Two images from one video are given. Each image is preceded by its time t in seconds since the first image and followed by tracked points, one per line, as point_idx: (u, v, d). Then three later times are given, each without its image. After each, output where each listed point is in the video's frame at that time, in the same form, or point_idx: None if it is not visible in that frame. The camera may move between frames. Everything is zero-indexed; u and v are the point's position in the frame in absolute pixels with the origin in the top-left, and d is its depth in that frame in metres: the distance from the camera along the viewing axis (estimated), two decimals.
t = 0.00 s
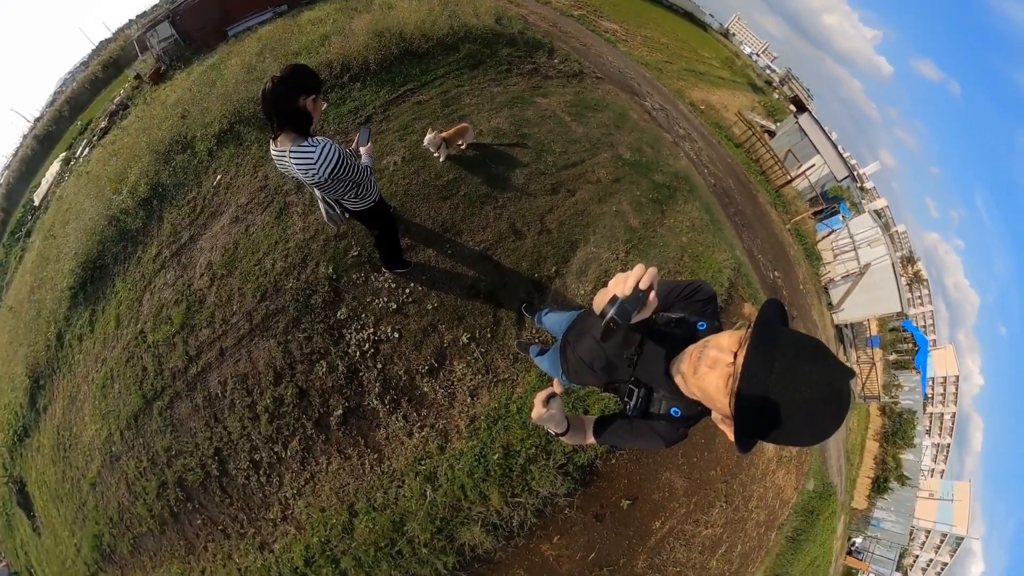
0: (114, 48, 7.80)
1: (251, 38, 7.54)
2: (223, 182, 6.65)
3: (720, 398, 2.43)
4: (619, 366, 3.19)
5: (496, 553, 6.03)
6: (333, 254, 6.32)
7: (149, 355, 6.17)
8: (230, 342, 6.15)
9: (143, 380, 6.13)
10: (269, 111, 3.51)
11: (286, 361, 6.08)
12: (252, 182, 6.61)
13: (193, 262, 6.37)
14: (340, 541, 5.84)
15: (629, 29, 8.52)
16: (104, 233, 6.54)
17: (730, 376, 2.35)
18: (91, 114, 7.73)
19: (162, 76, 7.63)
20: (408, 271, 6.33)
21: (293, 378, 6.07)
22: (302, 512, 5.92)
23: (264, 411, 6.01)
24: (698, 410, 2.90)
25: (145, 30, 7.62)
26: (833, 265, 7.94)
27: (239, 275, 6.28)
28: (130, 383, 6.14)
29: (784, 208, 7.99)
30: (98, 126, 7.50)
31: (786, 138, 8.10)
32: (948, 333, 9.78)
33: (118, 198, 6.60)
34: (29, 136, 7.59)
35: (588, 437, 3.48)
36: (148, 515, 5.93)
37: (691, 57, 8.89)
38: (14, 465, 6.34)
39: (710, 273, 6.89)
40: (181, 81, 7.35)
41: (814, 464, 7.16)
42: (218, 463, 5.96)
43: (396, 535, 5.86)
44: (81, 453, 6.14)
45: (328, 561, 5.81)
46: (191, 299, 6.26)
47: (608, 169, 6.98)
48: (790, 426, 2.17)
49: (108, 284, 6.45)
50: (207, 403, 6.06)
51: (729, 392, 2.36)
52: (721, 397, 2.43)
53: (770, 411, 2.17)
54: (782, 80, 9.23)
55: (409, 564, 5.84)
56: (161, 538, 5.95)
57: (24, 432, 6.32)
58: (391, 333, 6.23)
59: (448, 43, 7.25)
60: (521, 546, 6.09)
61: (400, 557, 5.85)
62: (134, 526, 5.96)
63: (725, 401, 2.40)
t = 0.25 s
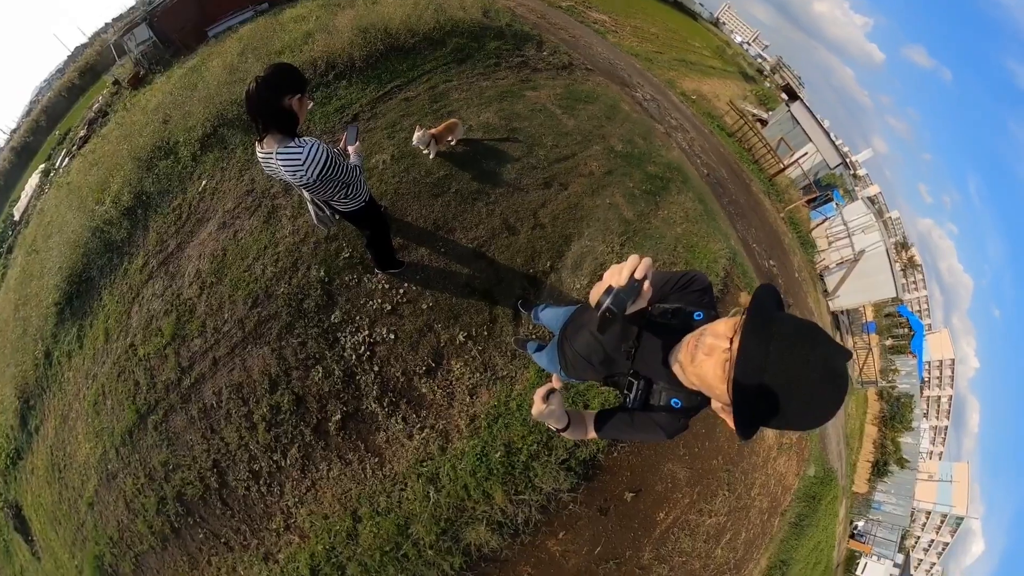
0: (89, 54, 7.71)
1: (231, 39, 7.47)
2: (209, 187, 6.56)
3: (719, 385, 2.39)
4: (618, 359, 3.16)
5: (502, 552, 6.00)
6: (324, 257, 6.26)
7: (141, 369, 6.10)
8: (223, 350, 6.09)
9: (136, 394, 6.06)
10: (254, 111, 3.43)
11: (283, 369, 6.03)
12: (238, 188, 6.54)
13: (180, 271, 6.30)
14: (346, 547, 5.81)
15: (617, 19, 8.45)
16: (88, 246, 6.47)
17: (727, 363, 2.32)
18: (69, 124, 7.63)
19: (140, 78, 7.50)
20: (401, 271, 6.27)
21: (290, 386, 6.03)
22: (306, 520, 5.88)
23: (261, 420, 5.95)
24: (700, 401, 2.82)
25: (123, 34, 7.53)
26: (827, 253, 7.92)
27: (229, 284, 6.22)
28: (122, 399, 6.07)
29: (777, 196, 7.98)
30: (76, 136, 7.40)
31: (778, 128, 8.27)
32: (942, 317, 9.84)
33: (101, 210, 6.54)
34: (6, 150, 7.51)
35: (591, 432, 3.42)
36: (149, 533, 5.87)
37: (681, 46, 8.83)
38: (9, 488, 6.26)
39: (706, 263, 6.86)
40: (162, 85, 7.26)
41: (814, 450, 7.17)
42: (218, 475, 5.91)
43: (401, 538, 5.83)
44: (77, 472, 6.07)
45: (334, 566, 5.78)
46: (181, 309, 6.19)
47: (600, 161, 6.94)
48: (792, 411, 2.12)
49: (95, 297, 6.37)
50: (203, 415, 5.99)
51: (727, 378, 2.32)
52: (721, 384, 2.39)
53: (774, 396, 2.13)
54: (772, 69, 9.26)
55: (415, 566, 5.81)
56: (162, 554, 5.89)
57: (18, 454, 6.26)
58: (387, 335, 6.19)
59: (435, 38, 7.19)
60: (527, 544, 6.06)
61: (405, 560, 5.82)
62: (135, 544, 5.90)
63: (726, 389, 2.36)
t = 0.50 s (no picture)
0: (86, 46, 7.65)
1: (229, 29, 7.38)
2: (206, 181, 6.49)
3: (713, 387, 2.32)
4: (617, 363, 3.07)
5: (499, 552, 5.97)
6: (323, 251, 6.19)
7: (139, 364, 6.06)
8: (221, 345, 6.04)
9: (134, 390, 6.03)
10: (248, 104, 3.33)
11: (280, 366, 5.98)
12: (236, 181, 6.46)
13: (178, 266, 6.24)
14: (344, 544, 5.78)
15: (623, 11, 8.31)
16: (85, 240, 6.42)
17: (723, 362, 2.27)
18: (65, 116, 7.57)
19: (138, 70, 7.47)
20: (400, 267, 6.21)
21: (289, 382, 5.98)
22: (304, 516, 5.84)
23: (259, 416, 5.91)
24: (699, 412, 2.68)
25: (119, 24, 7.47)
26: (833, 254, 7.83)
27: (226, 279, 6.15)
28: (120, 394, 6.04)
29: (784, 194, 7.86)
30: (73, 128, 7.34)
31: (786, 125, 8.06)
32: (947, 321, 9.72)
33: (98, 203, 6.49)
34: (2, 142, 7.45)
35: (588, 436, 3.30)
36: (148, 527, 5.85)
37: (689, 40, 8.68)
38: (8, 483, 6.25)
39: (709, 261, 6.76)
40: (159, 75, 7.18)
41: (814, 453, 7.12)
42: (217, 471, 5.88)
43: (398, 535, 5.79)
44: (76, 468, 6.05)
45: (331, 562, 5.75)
46: (179, 304, 6.14)
47: (604, 156, 6.84)
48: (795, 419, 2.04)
49: (92, 291, 6.32)
50: (201, 410, 5.96)
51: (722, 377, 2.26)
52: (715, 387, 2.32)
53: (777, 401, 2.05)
54: (781, 65, 9.04)
55: (412, 563, 5.78)
56: (161, 549, 5.88)
57: (16, 449, 6.25)
58: (386, 332, 6.12)
59: (437, 28, 7.09)
60: (524, 543, 6.03)
61: (402, 557, 5.78)
62: (135, 538, 5.89)
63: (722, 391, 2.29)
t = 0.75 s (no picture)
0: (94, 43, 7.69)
1: (233, 27, 7.33)
2: (209, 180, 6.47)
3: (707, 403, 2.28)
4: (613, 379, 3.00)
5: (498, 557, 5.91)
6: (326, 249, 6.15)
7: (145, 362, 6.07)
8: (226, 343, 6.03)
9: (139, 386, 6.05)
10: (241, 111, 3.29)
11: (282, 366, 5.95)
12: (239, 181, 6.42)
13: (183, 265, 6.24)
14: (344, 544, 5.75)
15: (635, 7, 8.15)
16: (93, 238, 6.46)
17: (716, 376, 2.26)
18: (75, 113, 7.63)
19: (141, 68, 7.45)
20: (403, 269, 6.15)
21: (291, 383, 5.94)
22: (305, 516, 5.83)
23: (262, 415, 5.89)
24: (695, 446, 2.53)
25: (125, 24, 7.54)
26: (848, 258, 7.61)
27: (229, 279, 6.14)
28: (127, 390, 6.06)
29: (798, 196, 7.67)
30: (82, 126, 7.39)
31: (800, 123, 7.94)
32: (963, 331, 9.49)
33: (105, 202, 6.52)
34: (14, 140, 7.54)
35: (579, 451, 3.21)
36: (153, 520, 5.89)
37: (703, 37, 8.50)
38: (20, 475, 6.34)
39: (719, 266, 6.60)
40: (167, 72, 7.20)
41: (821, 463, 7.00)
42: (220, 470, 5.88)
43: (397, 537, 5.76)
44: (84, 462, 6.10)
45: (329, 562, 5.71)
46: (184, 303, 6.14)
47: (612, 156, 6.71)
48: (788, 441, 1.91)
49: (99, 288, 6.36)
50: (205, 408, 5.96)
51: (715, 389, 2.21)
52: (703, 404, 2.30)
53: (765, 419, 1.94)
54: (795, 60, 8.89)
55: (411, 565, 5.75)
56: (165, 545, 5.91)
57: (26, 440, 6.32)
58: (387, 335, 6.06)
59: (443, 22, 7.00)
60: (523, 549, 5.96)
61: (401, 559, 5.75)
62: (140, 531, 5.93)
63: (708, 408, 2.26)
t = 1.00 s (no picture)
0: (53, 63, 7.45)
1: (197, 36, 7.13)
2: (183, 202, 6.31)
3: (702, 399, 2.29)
4: (611, 385, 2.97)
5: (508, 561, 5.90)
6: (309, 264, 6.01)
7: (135, 397, 5.94)
8: (215, 373, 5.92)
9: (133, 421, 5.92)
10: (196, 141, 3.22)
11: (275, 393, 5.85)
12: (213, 202, 6.25)
13: (163, 293, 6.09)
14: (356, 563, 5.73)
15: None
16: (68, 270, 6.27)
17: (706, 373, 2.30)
18: (39, 139, 7.41)
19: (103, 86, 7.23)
20: (388, 283, 6.05)
21: (286, 408, 5.85)
22: (314, 537, 5.79)
23: (260, 443, 5.81)
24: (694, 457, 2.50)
25: (84, 38, 7.29)
26: (837, 237, 7.58)
27: (212, 304, 6.01)
28: (120, 426, 5.93)
29: (785, 179, 7.63)
30: (47, 151, 7.17)
31: (784, 104, 7.89)
32: (951, 299, 9.55)
33: (77, 231, 6.33)
34: None
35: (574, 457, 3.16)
36: (161, 555, 5.83)
37: (682, 19, 8.39)
38: (18, 518, 6.22)
39: (710, 256, 6.57)
40: (131, 89, 7.01)
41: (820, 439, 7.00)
42: (224, 499, 5.80)
43: (407, 550, 5.73)
44: (83, 500, 5.98)
45: None
46: (168, 333, 6.00)
47: (597, 149, 6.63)
48: (785, 421, 1.93)
49: (81, 322, 6.19)
50: (202, 439, 5.86)
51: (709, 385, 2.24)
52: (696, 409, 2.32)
53: (757, 401, 1.97)
54: (776, 41, 8.74)
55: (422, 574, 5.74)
56: None
57: (22, 483, 6.18)
58: (378, 352, 5.97)
59: (414, 19, 6.86)
60: (533, 551, 5.95)
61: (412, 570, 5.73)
62: (149, 565, 5.87)
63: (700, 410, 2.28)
